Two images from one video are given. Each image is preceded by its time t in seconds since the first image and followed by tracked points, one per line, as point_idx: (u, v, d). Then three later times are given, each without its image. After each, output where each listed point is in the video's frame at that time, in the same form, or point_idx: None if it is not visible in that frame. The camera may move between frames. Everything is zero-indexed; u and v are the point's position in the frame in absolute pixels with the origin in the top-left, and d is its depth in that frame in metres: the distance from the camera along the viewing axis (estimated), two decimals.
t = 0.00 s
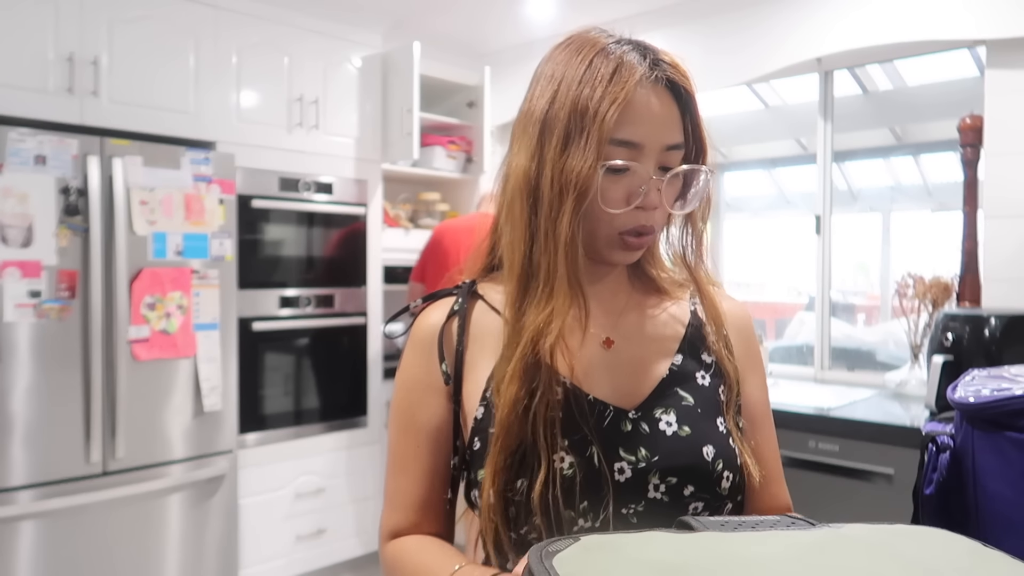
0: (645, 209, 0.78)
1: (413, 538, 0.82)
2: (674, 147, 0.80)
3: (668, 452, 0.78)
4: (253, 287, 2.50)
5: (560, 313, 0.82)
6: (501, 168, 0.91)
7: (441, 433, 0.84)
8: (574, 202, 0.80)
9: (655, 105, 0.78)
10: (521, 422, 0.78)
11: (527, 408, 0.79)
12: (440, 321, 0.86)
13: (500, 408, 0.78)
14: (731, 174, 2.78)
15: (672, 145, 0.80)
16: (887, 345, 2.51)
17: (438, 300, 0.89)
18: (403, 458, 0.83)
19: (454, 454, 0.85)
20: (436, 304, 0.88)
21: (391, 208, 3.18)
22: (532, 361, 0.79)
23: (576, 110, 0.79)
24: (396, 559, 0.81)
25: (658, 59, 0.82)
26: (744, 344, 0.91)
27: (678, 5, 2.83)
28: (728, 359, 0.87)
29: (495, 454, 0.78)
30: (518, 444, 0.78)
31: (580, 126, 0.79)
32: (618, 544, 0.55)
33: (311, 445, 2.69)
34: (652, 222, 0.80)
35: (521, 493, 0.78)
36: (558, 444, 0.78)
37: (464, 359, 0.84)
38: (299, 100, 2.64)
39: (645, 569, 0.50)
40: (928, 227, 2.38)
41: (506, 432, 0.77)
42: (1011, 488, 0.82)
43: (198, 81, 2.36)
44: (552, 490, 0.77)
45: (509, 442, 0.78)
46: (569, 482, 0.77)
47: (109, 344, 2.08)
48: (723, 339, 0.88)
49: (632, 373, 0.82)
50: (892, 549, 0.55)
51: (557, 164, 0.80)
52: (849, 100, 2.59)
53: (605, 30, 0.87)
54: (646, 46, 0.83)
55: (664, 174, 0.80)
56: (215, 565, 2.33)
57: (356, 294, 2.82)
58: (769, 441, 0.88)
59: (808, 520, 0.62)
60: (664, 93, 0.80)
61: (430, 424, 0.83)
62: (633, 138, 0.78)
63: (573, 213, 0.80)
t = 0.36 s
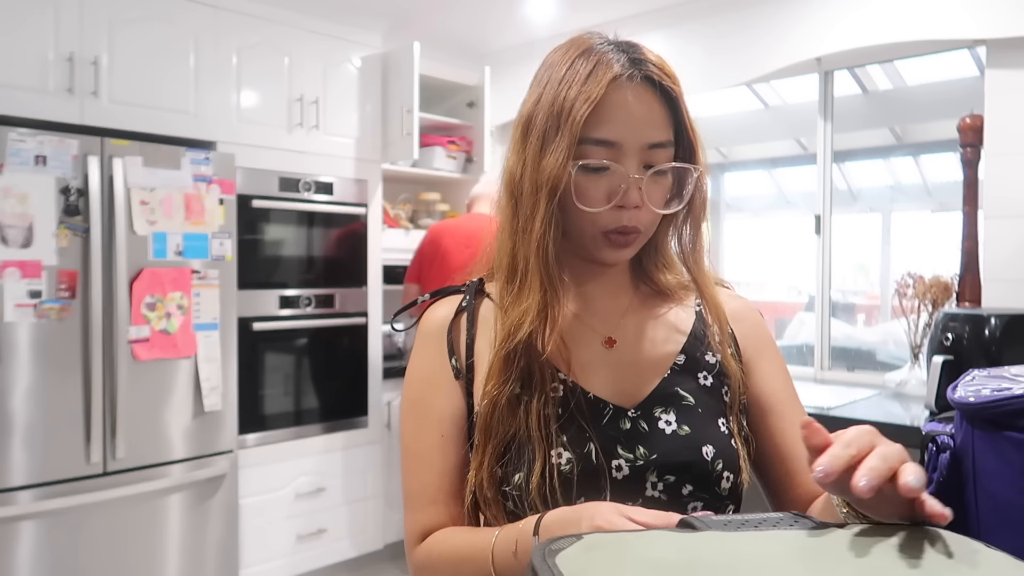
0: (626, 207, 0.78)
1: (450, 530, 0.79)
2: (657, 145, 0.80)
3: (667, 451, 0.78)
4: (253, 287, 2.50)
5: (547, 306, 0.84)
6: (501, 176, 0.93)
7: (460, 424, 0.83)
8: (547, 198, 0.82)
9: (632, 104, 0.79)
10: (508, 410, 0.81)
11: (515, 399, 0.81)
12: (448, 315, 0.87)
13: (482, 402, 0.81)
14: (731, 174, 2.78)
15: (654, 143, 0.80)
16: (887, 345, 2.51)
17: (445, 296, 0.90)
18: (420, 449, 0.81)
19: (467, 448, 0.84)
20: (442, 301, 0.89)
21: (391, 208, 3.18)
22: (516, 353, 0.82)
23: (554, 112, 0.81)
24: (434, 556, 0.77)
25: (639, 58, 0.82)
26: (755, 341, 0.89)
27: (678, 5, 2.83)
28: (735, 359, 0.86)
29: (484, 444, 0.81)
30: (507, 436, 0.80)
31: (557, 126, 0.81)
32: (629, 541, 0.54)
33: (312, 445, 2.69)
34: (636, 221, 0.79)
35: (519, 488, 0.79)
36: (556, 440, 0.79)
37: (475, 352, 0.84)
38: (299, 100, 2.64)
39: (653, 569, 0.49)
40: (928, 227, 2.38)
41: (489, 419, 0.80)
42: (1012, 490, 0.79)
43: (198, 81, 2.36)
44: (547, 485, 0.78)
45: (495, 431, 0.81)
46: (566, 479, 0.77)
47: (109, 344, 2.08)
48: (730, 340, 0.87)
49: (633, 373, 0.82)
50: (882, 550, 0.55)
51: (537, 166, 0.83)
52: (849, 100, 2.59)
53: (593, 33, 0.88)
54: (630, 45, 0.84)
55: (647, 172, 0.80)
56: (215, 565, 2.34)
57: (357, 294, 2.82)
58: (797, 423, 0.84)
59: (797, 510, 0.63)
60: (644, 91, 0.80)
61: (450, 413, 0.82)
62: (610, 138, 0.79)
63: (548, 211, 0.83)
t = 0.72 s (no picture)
0: (630, 201, 0.78)
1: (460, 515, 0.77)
2: (660, 139, 0.80)
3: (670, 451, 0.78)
4: (253, 287, 2.50)
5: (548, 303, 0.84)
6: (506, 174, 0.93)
7: (466, 421, 0.81)
8: (548, 193, 0.82)
9: (633, 98, 0.79)
10: (510, 406, 0.80)
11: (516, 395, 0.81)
12: (458, 314, 0.87)
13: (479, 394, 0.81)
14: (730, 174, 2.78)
15: (657, 137, 0.80)
16: (887, 344, 2.51)
17: (455, 296, 0.91)
18: (428, 445, 0.81)
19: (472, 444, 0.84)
20: (451, 300, 0.89)
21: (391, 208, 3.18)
22: (521, 352, 0.82)
23: (556, 109, 0.81)
24: (448, 544, 0.75)
25: (638, 55, 0.82)
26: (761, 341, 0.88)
27: (678, 5, 2.83)
28: (741, 360, 0.86)
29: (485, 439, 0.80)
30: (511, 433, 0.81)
31: (558, 123, 0.81)
32: (626, 542, 0.53)
33: (311, 445, 2.69)
34: (641, 216, 0.79)
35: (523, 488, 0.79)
36: (560, 439, 0.79)
37: (484, 349, 0.84)
38: (298, 100, 2.64)
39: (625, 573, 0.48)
40: (928, 227, 2.38)
41: (484, 408, 0.80)
42: (1013, 490, 0.79)
43: (198, 81, 2.36)
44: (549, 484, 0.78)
45: (495, 425, 0.80)
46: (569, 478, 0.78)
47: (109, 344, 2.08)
48: (735, 340, 0.87)
49: (639, 373, 0.82)
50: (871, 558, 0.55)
51: (539, 163, 0.83)
52: (849, 100, 2.59)
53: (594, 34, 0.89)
54: (630, 43, 0.84)
55: (651, 165, 0.80)
56: (215, 565, 2.34)
57: (357, 294, 2.82)
58: (807, 419, 0.84)
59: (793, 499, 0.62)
60: (645, 85, 0.80)
61: (456, 408, 0.81)
62: (613, 133, 0.79)
63: (549, 204, 0.82)
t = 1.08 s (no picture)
0: (649, 190, 0.78)
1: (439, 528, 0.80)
2: (676, 130, 0.81)
3: (673, 450, 0.78)
4: (253, 287, 2.50)
5: (568, 298, 0.83)
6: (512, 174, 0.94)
7: (456, 428, 0.83)
8: (570, 180, 0.81)
9: (652, 88, 0.79)
10: (512, 407, 0.80)
11: (520, 398, 0.81)
12: (453, 317, 0.87)
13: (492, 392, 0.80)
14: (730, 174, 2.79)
15: (673, 129, 0.80)
16: (887, 344, 2.51)
17: (453, 298, 0.90)
18: (418, 453, 0.82)
19: (466, 447, 0.84)
20: (449, 303, 0.89)
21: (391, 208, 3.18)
22: (523, 351, 0.81)
23: (574, 98, 0.81)
24: (427, 553, 0.77)
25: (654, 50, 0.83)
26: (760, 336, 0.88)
27: (678, 5, 2.83)
28: (741, 357, 0.86)
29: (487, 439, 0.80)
30: (515, 431, 0.81)
31: (576, 113, 0.81)
32: (597, 541, 0.55)
33: (311, 445, 2.69)
34: (656, 206, 0.79)
35: (526, 487, 0.79)
36: (563, 439, 0.79)
37: (477, 356, 0.84)
38: (298, 100, 2.64)
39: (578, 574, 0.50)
40: (928, 227, 2.38)
41: (498, 407, 0.80)
42: (1013, 490, 0.78)
43: (198, 81, 2.36)
44: (553, 485, 0.78)
45: (504, 419, 0.80)
46: (572, 478, 0.77)
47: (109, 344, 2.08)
48: (737, 337, 0.87)
49: (642, 373, 0.82)
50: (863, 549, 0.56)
51: (557, 151, 0.82)
52: (849, 100, 2.59)
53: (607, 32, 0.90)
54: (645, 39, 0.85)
55: (666, 157, 0.80)
56: (215, 566, 2.34)
57: (356, 294, 2.82)
58: (805, 415, 0.84)
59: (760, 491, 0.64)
60: (661, 78, 0.81)
61: (447, 416, 0.83)
62: (631, 122, 0.79)
63: (571, 193, 0.82)
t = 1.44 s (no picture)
0: (617, 191, 0.79)
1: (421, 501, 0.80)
2: (646, 129, 0.82)
3: (667, 451, 0.78)
4: (253, 287, 2.50)
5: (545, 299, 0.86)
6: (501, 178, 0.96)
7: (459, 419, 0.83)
8: (535, 188, 0.84)
9: (615, 89, 0.80)
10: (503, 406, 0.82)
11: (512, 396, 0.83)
12: (458, 318, 0.89)
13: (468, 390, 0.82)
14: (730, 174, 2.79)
15: (641, 127, 0.81)
16: (887, 344, 2.51)
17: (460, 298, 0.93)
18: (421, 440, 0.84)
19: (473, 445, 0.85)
20: (456, 302, 0.92)
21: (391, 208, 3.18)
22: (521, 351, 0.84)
23: (539, 106, 0.83)
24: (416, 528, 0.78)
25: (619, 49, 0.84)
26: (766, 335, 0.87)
27: (678, 5, 2.83)
28: (743, 354, 0.85)
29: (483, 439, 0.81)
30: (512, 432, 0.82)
31: (542, 119, 0.82)
32: (600, 541, 0.56)
33: (311, 445, 2.69)
34: (629, 206, 0.80)
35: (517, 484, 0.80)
36: (556, 439, 0.80)
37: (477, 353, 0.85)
38: (299, 100, 2.64)
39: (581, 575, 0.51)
40: (928, 227, 2.38)
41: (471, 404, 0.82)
42: (1013, 490, 0.78)
43: (198, 82, 2.36)
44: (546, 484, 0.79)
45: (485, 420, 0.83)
46: (564, 477, 0.78)
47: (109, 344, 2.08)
48: (737, 334, 0.86)
49: (639, 373, 0.83)
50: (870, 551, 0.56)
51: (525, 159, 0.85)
52: (849, 100, 2.59)
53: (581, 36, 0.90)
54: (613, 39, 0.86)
55: (637, 155, 0.81)
56: (215, 566, 2.33)
57: (356, 294, 2.82)
58: (815, 416, 0.82)
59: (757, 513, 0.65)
60: (627, 77, 0.81)
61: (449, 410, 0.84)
62: (596, 125, 0.80)
63: (536, 201, 0.84)
